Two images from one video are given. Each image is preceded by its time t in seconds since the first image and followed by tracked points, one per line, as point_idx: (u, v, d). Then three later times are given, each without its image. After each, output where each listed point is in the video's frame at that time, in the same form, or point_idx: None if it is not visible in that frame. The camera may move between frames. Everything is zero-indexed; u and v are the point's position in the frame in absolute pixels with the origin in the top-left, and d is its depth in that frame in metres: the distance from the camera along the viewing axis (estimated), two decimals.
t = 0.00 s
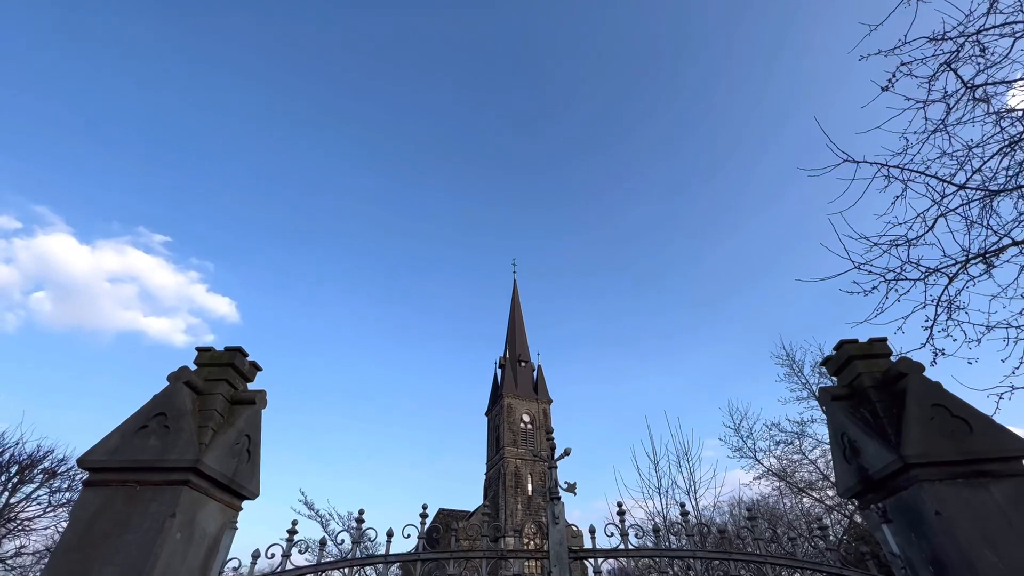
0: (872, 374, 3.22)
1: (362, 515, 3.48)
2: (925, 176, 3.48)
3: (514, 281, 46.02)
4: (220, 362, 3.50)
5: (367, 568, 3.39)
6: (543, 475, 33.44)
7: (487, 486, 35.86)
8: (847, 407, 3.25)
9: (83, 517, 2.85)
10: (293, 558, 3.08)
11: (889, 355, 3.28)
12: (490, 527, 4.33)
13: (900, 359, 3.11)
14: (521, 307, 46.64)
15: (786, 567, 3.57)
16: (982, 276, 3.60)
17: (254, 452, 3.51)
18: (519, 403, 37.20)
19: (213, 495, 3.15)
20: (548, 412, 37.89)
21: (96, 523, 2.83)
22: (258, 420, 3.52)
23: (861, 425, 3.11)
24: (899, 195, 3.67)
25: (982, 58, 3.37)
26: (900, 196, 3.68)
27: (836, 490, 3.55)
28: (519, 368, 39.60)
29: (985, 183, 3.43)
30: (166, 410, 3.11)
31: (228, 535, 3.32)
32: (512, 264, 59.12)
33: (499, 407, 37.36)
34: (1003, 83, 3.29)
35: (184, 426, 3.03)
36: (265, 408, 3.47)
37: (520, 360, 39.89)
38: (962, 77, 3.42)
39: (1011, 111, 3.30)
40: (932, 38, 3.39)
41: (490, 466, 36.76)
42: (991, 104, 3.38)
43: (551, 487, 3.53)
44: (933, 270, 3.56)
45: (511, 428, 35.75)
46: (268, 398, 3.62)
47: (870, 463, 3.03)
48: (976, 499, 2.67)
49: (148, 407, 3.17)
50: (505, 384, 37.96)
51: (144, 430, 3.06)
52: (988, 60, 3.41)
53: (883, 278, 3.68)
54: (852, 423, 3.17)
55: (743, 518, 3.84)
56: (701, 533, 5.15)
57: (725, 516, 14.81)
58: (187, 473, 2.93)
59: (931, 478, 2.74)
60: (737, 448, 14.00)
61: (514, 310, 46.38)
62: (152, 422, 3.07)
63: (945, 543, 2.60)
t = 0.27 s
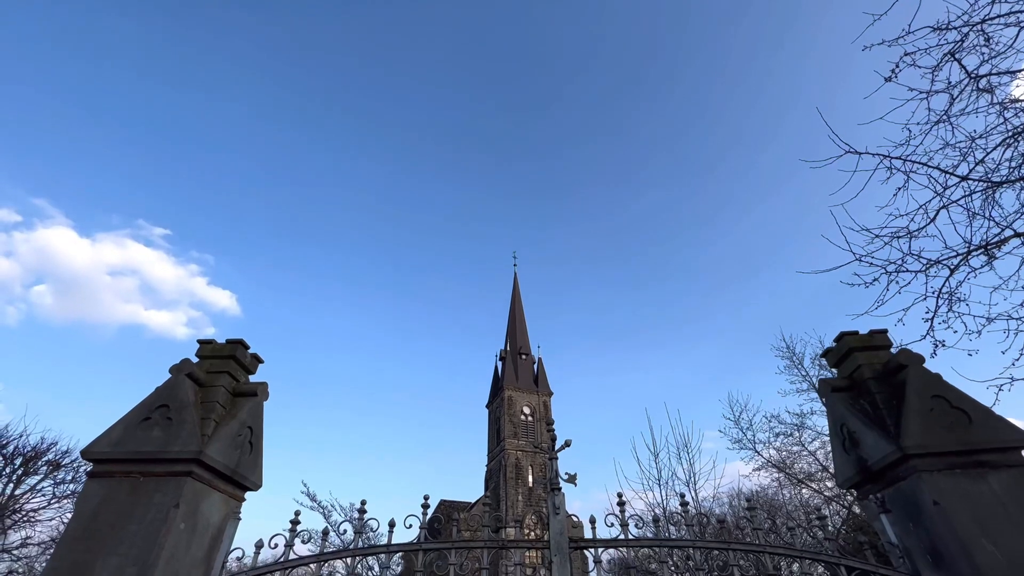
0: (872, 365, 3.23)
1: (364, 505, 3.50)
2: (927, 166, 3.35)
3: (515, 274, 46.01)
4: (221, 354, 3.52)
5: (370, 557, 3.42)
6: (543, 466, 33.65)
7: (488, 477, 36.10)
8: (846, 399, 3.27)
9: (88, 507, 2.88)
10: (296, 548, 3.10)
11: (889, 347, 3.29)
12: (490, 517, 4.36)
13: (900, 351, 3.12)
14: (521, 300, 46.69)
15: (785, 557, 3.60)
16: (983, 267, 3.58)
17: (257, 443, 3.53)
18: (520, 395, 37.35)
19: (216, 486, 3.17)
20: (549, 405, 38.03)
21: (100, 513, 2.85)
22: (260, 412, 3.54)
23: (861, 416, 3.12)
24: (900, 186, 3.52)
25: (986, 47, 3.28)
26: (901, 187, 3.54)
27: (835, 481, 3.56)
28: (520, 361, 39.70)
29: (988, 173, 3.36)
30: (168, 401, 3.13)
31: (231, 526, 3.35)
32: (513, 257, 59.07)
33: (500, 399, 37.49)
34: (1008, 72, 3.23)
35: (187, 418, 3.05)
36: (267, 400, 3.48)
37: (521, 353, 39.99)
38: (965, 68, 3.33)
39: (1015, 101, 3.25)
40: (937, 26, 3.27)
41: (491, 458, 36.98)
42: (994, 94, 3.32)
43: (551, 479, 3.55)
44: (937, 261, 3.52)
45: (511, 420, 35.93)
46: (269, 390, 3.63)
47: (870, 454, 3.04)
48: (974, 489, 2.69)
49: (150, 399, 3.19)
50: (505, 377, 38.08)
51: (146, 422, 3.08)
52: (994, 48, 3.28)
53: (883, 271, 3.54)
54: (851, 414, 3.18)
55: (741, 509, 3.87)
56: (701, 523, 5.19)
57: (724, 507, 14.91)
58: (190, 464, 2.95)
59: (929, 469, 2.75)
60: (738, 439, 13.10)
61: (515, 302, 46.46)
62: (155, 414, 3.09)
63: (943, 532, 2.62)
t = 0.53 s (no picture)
0: (872, 357, 3.25)
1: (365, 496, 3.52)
2: (929, 158, 3.29)
3: (516, 267, 46.02)
4: (223, 346, 3.53)
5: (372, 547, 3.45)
6: (544, 458, 33.84)
7: (489, 469, 36.32)
8: (846, 390, 3.28)
9: (91, 498, 2.90)
10: (298, 537, 3.12)
11: (889, 339, 3.30)
12: (491, 508, 4.39)
13: (900, 343, 3.13)
14: (521, 293, 46.75)
15: (783, 547, 3.63)
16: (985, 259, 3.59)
17: (259, 435, 3.55)
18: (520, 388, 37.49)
19: (218, 477, 3.19)
20: (549, 397, 38.18)
21: (104, 504, 2.88)
22: (262, 403, 3.56)
23: (859, 407, 3.14)
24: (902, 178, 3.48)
25: (990, 37, 3.24)
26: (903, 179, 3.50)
27: (834, 472, 3.58)
28: (520, 354, 39.80)
29: (990, 165, 3.34)
30: (171, 393, 3.15)
31: (234, 517, 3.37)
32: (513, 250, 59.03)
33: (500, 392, 37.64)
34: (1012, 63, 3.20)
35: (189, 410, 3.07)
36: (269, 392, 3.50)
37: (521, 346, 40.09)
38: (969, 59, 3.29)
39: (1019, 92, 3.23)
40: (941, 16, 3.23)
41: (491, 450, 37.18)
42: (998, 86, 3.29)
43: (551, 470, 3.57)
44: (938, 253, 3.53)
45: (512, 413, 36.09)
46: (271, 382, 3.64)
47: (868, 445, 3.06)
48: (972, 480, 2.70)
49: (152, 391, 3.21)
50: (506, 370, 38.21)
51: (149, 414, 3.10)
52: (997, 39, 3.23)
53: (884, 261, 3.50)
54: (850, 405, 3.20)
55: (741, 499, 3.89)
56: (700, 513, 5.23)
57: (723, 499, 15.02)
58: (193, 455, 2.97)
59: (928, 460, 2.76)
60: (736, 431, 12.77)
61: (515, 295, 46.53)
62: (157, 406, 3.11)
63: (940, 523, 2.64)
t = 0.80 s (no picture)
0: (871, 349, 3.25)
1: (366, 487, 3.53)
2: (931, 149, 3.12)
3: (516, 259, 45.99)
4: (223, 339, 3.54)
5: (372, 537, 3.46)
6: (543, 450, 34.00)
7: (489, 461, 36.53)
8: (844, 382, 3.29)
9: (94, 488, 2.92)
10: (299, 527, 3.14)
11: (889, 332, 3.30)
12: (491, 499, 4.41)
13: (899, 334, 3.14)
14: (521, 285, 46.76)
15: (780, 536, 3.67)
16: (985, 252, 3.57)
17: (260, 427, 3.57)
18: (520, 380, 37.59)
19: (220, 468, 3.21)
20: (549, 390, 38.29)
21: (106, 494, 2.90)
22: (262, 395, 3.57)
23: (858, 399, 3.15)
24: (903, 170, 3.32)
25: (994, 26, 3.14)
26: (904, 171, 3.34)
27: (832, 463, 3.60)
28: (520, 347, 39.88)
29: (992, 157, 3.30)
30: (172, 385, 3.16)
31: (236, 508, 3.40)
32: (513, 242, 58.95)
33: (500, 384, 37.75)
34: (1014, 53, 3.17)
35: (190, 402, 3.08)
36: (269, 384, 3.51)
37: (521, 339, 40.14)
38: (972, 48, 3.20)
39: (1020, 83, 3.20)
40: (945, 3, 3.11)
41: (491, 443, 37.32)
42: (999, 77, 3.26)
43: (551, 461, 3.59)
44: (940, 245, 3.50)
45: (512, 405, 36.22)
46: (271, 374, 3.66)
47: (866, 436, 3.07)
48: (968, 470, 2.72)
49: (153, 383, 3.22)
50: (506, 362, 38.28)
51: (150, 405, 3.11)
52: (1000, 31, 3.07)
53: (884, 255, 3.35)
54: (848, 397, 3.21)
55: (739, 490, 3.91)
56: (699, 504, 5.25)
57: (721, 490, 15.12)
58: (195, 447, 2.99)
59: (925, 450, 2.78)
60: (735, 424, 11.71)
61: (515, 288, 46.54)
62: (159, 398, 3.12)
63: (937, 513, 2.66)
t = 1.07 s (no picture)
0: (870, 341, 3.26)
1: (366, 477, 3.54)
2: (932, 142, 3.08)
3: (516, 257, 46.29)
4: (223, 331, 3.54)
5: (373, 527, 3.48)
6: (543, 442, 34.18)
7: (488, 453, 36.78)
8: (843, 373, 3.30)
9: (95, 479, 2.93)
10: (301, 517, 3.15)
11: (888, 324, 3.31)
12: (490, 489, 4.43)
13: (898, 326, 3.14)
14: (521, 278, 46.78)
15: (778, 526, 3.69)
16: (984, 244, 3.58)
17: (260, 418, 3.58)
18: (520, 373, 37.70)
19: (221, 459, 3.23)
20: (548, 382, 38.42)
21: (108, 485, 2.91)
22: (262, 387, 3.58)
23: (856, 390, 3.16)
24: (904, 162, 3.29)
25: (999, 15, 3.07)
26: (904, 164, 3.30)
27: (830, 454, 3.61)
28: (520, 340, 39.97)
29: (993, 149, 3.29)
30: (172, 376, 3.17)
31: (237, 498, 3.42)
32: (513, 235, 58.89)
33: (500, 377, 37.88)
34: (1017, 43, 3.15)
35: (191, 393, 3.10)
36: (269, 375, 3.52)
37: (521, 331, 40.21)
38: (975, 39, 3.16)
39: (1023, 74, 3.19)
40: None
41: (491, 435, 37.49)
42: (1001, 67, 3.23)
43: (550, 452, 3.60)
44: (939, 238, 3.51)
45: (512, 398, 36.35)
46: (271, 366, 3.66)
47: (864, 427, 3.09)
48: (965, 461, 2.73)
49: (153, 374, 3.23)
50: (506, 355, 38.37)
51: (151, 396, 3.12)
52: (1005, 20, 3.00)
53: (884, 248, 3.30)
54: (847, 388, 3.23)
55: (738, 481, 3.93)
56: (697, 494, 5.28)
57: (720, 482, 15.22)
58: (195, 437, 3.00)
59: (922, 441, 2.80)
60: (735, 416, 11.85)
61: (514, 281, 46.56)
62: (159, 389, 3.13)
63: (933, 503, 2.68)
